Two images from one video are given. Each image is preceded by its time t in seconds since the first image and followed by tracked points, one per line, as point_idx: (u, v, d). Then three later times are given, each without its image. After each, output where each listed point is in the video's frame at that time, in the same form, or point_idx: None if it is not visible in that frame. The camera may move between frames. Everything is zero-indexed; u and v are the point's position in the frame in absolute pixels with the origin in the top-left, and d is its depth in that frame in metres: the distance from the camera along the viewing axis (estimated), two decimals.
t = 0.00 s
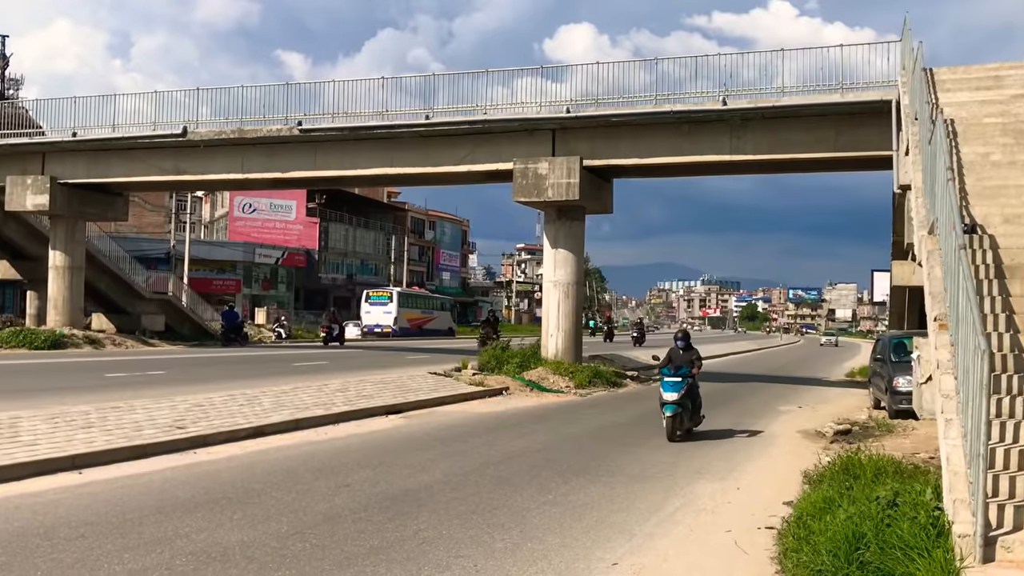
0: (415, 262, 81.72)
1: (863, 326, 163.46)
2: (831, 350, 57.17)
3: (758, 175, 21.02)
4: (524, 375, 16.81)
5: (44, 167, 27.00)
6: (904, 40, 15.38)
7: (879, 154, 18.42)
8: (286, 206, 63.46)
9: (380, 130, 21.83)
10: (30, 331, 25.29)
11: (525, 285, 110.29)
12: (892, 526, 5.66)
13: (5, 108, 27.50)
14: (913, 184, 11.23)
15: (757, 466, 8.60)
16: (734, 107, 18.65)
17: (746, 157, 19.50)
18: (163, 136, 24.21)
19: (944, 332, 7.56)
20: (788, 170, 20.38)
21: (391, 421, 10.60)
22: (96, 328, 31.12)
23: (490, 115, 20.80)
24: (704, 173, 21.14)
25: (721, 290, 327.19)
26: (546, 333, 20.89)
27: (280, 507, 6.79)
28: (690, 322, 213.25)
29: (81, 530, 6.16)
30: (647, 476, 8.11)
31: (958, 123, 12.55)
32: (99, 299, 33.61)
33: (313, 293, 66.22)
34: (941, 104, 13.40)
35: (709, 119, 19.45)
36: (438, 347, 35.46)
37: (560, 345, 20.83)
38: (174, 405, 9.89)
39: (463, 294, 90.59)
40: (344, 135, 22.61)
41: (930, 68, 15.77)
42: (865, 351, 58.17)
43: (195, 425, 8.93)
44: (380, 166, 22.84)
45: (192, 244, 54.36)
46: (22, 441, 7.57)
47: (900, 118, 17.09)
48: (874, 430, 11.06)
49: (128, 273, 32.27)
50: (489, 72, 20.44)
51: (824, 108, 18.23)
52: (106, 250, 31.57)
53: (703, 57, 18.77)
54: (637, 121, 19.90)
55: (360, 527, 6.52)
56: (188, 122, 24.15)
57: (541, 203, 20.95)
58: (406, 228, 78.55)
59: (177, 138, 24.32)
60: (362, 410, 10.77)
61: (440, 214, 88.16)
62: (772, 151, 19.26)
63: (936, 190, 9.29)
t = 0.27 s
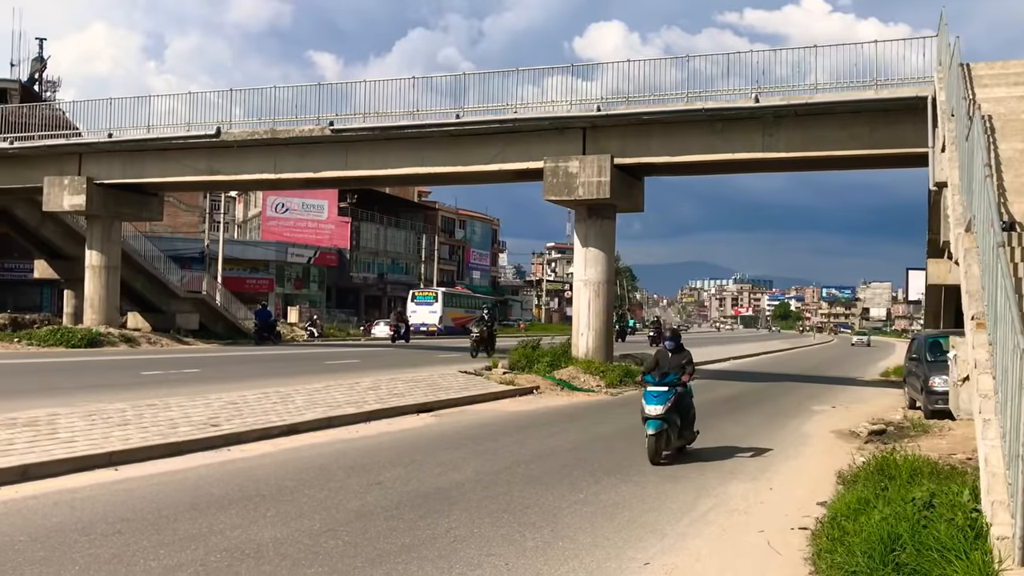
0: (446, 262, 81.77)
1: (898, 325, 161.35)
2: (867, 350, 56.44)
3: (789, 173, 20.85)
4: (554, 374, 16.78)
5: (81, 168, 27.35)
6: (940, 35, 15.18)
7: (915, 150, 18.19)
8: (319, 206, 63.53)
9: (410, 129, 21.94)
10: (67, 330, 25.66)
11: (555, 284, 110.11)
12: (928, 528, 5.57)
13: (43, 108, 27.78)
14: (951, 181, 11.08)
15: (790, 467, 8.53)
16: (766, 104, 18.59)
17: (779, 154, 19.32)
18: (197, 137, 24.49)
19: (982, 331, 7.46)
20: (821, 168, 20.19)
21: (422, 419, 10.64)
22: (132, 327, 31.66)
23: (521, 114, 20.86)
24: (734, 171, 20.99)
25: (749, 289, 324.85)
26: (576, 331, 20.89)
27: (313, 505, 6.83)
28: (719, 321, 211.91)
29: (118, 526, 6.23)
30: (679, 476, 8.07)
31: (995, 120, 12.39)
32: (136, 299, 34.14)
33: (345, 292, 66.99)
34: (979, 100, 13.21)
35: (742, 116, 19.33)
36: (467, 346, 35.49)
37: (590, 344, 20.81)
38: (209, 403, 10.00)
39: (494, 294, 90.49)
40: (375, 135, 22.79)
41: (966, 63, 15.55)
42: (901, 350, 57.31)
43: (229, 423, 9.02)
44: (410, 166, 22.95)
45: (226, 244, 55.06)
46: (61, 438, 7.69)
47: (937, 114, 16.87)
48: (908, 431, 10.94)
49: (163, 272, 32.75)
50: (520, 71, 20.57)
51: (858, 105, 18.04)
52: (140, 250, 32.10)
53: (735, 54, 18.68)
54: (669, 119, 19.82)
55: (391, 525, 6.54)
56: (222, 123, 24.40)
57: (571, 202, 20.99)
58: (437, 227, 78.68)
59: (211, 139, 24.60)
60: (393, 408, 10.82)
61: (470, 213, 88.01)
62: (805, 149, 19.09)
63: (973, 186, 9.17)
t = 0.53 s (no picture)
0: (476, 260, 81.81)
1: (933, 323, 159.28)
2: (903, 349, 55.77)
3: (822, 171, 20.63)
4: (584, 372, 16.77)
5: (117, 168, 27.74)
6: (977, 29, 14.97)
7: (951, 147, 17.96)
8: (349, 205, 63.89)
9: (440, 128, 22.04)
10: (103, 329, 26.01)
11: (586, 282, 109.89)
12: (965, 530, 5.48)
13: (81, 110, 28.07)
14: (987, 177, 10.95)
15: (823, 466, 8.46)
16: (799, 100, 18.42)
17: (812, 152, 19.14)
18: (231, 137, 24.77)
19: (1021, 329, 7.36)
20: (854, 164, 19.96)
21: (453, 417, 10.67)
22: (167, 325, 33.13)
23: (551, 112, 20.90)
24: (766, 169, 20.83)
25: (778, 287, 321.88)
26: (607, 330, 20.88)
27: (345, 502, 6.88)
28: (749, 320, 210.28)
29: (154, 522, 6.31)
30: (711, 475, 8.03)
31: None
32: (170, 297, 34.64)
33: (377, 290, 67.88)
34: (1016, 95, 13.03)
35: (774, 113, 19.19)
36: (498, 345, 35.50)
37: (621, 342, 20.78)
38: (243, 401, 10.11)
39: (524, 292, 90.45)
40: (406, 134, 22.94)
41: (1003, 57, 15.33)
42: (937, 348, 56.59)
43: (262, 420, 9.11)
44: (440, 165, 23.07)
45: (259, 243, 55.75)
46: (98, 435, 7.81)
47: (974, 109, 16.64)
48: (944, 431, 10.80)
49: (197, 271, 33.21)
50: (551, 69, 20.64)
51: (893, 101, 17.85)
52: (176, 249, 32.56)
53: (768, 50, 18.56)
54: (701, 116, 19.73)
55: (423, 522, 6.57)
56: (255, 124, 24.66)
57: (602, 200, 20.98)
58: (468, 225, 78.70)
59: (244, 139, 24.83)
60: (425, 406, 10.87)
61: (501, 211, 87.79)
62: (839, 146, 18.87)
63: (1011, 183, 9.05)
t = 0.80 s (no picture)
0: (508, 258, 81.69)
1: (970, 322, 156.94)
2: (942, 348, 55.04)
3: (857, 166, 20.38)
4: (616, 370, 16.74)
5: (152, 168, 28.14)
6: (1016, 23, 14.74)
7: (988, 142, 17.70)
8: (381, 203, 64.38)
9: (471, 126, 22.15)
10: (139, 326, 26.26)
11: (617, 280, 109.76)
12: (1003, 530, 5.37)
13: (117, 110, 28.34)
14: None
15: (857, 466, 8.36)
16: (833, 96, 18.24)
17: (847, 148, 18.93)
18: (264, 136, 25.08)
19: None
20: (889, 160, 19.71)
21: (484, 414, 10.70)
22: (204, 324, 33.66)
23: (583, 108, 20.89)
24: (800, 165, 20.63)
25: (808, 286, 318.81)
26: (639, 328, 20.83)
27: (378, 498, 6.91)
28: (780, 318, 208.58)
29: (190, 517, 6.37)
30: (745, 473, 7.96)
31: None
32: (205, 296, 35.24)
33: (408, 289, 67.81)
34: None
35: (808, 109, 19.03)
36: (529, 343, 35.46)
37: (653, 341, 20.73)
38: (276, 397, 10.21)
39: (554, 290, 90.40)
40: (437, 133, 23.07)
41: None
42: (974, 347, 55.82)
43: (295, 416, 9.18)
44: (472, 163, 23.17)
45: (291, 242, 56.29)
46: (135, 430, 7.92)
47: (1012, 104, 16.41)
48: (982, 431, 10.62)
49: (231, 270, 33.77)
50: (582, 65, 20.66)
51: (928, 96, 17.64)
52: (209, 248, 33.12)
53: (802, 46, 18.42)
54: (734, 112, 19.61)
55: (455, 519, 6.59)
56: (287, 122, 24.95)
57: (634, 197, 20.90)
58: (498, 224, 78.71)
59: (276, 139, 25.13)
60: (456, 404, 10.91)
61: (531, 209, 87.58)
62: (875, 141, 18.62)
63: None
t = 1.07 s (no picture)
0: (536, 255, 81.66)
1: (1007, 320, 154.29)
2: (980, 347, 54.09)
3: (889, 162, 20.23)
4: (647, 368, 16.74)
5: (185, 166, 28.34)
6: None
7: None
8: (411, 201, 65.11)
9: (501, 124, 22.42)
10: (173, 322, 26.52)
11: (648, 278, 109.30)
12: None
13: (150, 109, 28.66)
14: None
15: (891, 465, 8.27)
16: (867, 92, 18.21)
17: (880, 144, 18.79)
18: (296, 134, 25.56)
19: None
20: (922, 156, 19.50)
21: (515, 411, 10.72)
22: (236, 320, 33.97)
23: (612, 105, 21.03)
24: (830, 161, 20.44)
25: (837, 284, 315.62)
26: (669, 326, 20.68)
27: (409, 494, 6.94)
28: (810, 316, 206.69)
29: (223, 512, 6.43)
30: (776, 472, 7.91)
31: None
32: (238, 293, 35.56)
33: (438, 286, 67.99)
34: None
35: (841, 104, 18.92)
36: (558, 340, 35.35)
37: (683, 339, 20.59)
38: (309, 393, 10.28)
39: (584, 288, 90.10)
40: (468, 130, 23.37)
41: None
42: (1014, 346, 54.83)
43: (327, 413, 9.25)
44: (502, 160, 23.41)
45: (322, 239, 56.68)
46: (169, 426, 8.02)
47: None
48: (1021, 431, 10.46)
49: (262, 266, 34.04)
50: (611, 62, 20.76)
51: (964, 91, 17.45)
52: (241, 244, 33.42)
53: (835, 41, 18.31)
54: (768, 108, 19.50)
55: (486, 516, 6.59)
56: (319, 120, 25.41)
57: (664, 195, 20.75)
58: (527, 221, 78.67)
59: (308, 137, 25.63)
60: (486, 400, 10.94)
61: (561, 206, 87.28)
62: (909, 136, 18.48)
63: None
